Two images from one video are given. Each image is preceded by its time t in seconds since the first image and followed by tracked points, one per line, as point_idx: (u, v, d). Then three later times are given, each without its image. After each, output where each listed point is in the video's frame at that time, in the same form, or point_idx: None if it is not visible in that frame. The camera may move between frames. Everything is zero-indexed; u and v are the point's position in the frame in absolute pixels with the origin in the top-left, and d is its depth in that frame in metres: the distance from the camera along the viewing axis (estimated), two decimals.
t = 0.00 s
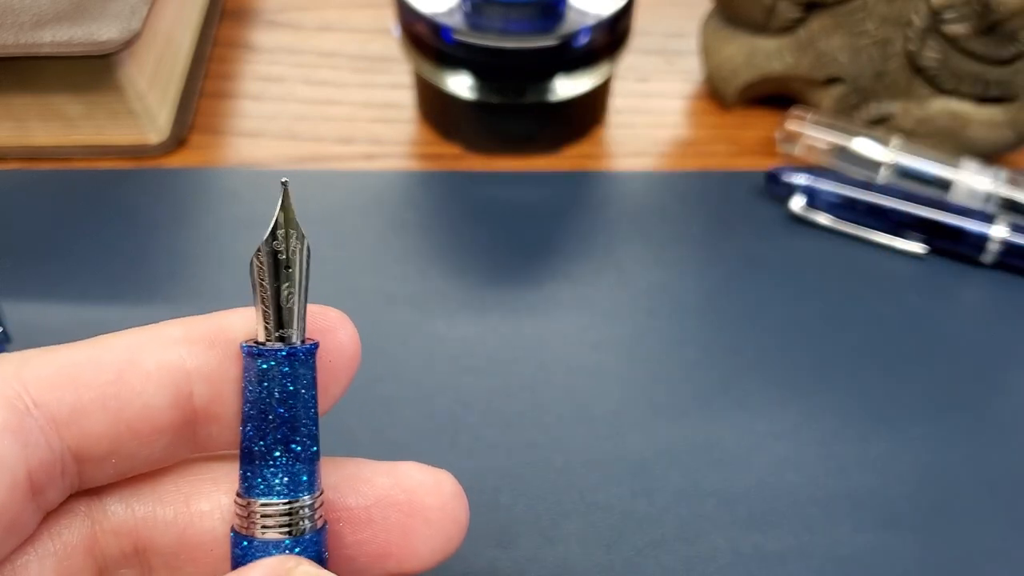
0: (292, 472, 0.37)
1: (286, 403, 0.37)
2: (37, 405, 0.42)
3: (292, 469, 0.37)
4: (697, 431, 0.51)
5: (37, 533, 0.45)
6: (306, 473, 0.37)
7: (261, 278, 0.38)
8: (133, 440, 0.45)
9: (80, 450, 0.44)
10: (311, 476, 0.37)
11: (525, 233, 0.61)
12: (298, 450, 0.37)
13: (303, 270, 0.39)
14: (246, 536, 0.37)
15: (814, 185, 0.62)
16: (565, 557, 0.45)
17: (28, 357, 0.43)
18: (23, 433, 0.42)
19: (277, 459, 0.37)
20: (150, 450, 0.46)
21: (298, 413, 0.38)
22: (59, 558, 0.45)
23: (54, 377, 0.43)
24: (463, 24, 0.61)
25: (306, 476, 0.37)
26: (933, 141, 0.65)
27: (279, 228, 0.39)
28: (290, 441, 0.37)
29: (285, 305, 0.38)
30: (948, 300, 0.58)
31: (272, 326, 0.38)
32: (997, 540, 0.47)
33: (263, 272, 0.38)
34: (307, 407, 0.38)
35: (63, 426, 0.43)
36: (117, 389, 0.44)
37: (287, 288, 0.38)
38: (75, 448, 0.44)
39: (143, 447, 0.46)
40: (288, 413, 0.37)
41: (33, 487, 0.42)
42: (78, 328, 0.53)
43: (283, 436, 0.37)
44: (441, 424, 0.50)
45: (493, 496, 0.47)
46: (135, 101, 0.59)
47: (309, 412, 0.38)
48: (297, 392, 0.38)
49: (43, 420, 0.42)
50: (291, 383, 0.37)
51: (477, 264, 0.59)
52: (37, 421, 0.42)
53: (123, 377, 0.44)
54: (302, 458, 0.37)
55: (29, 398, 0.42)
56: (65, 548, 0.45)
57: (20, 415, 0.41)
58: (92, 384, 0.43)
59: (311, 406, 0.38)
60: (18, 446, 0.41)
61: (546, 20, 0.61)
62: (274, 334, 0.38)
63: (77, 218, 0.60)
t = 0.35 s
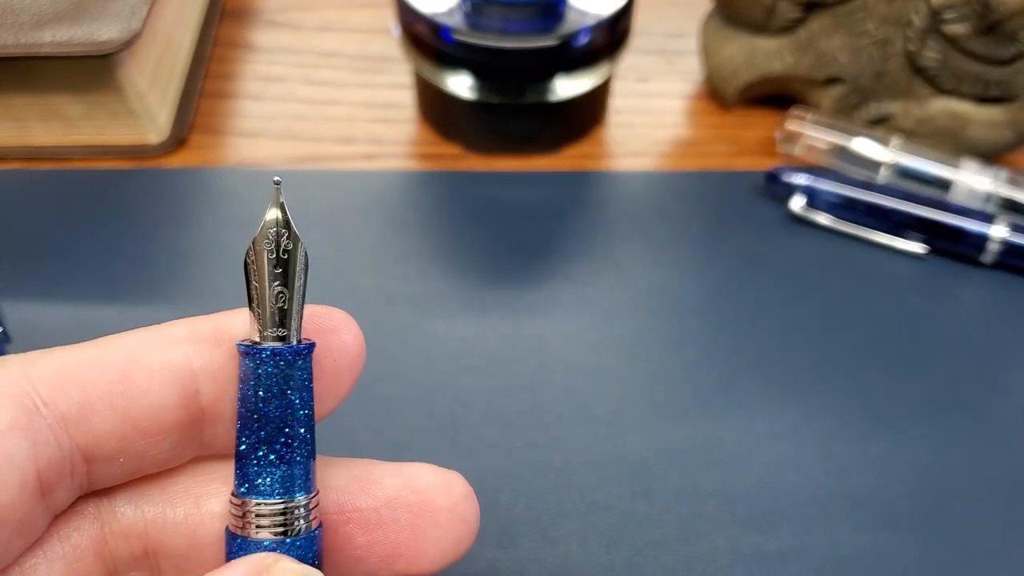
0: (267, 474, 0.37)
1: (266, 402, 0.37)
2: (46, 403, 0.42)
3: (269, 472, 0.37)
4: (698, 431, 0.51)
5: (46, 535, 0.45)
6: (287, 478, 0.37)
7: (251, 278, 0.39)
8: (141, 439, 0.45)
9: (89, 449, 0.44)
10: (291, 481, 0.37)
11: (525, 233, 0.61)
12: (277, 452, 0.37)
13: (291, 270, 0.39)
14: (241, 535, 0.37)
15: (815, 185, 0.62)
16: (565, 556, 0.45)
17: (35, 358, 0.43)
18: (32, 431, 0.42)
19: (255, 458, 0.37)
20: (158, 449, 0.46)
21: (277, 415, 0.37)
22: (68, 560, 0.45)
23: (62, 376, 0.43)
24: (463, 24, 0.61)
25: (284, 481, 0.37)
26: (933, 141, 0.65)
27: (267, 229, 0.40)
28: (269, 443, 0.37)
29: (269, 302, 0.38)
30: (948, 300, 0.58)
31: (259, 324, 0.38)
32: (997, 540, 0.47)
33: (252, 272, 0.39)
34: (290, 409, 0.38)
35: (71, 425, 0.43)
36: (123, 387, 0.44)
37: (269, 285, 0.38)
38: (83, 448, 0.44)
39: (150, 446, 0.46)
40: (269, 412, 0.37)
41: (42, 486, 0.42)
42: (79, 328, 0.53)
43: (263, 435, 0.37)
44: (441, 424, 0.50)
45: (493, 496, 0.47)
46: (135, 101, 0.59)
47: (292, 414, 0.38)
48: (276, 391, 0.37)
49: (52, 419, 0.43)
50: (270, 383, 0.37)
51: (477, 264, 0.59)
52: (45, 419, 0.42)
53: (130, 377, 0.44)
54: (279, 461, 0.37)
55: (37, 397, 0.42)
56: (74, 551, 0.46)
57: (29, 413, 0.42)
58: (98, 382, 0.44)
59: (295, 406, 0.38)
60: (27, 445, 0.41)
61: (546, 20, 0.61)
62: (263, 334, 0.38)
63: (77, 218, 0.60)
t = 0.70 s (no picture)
0: (257, 476, 0.37)
1: (256, 402, 0.38)
2: (53, 401, 0.42)
3: (260, 473, 0.37)
4: (698, 431, 0.51)
5: (52, 534, 0.45)
6: (277, 480, 0.37)
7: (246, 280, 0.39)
8: (145, 438, 0.46)
9: (93, 447, 0.44)
10: (281, 483, 0.37)
11: (525, 233, 0.61)
12: (266, 454, 0.37)
13: (285, 270, 0.39)
14: (236, 535, 0.37)
15: (814, 185, 0.62)
16: (565, 557, 0.45)
17: (41, 356, 0.43)
18: (39, 429, 0.42)
19: (247, 460, 0.37)
20: (162, 449, 0.47)
21: (266, 416, 0.37)
22: (74, 560, 0.45)
23: (69, 375, 0.43)
24: (463, 24, 0.61)
25: (273, 483, 0.37)
26: (933, 141, 0.65)
27: (260, 233, 0.40)
28: (259, 444, 0.37)
29: (265, 304, 0.38)
30: (948, 300, 0.58)
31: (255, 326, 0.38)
32: (997, 540, 0.47)
33: (247, 276, 0.39)
34: (279, 411, 0.38)
35: (77, 423, 0.43)
36: (129, 386, 0.45)
37: (264, 286, 0.39)
38: (88, 445, 0.44)
39: (154, 446, 0.46)
40: (259, 413, 0.37)
41: (48, 484, 0.42)
42: (79, 328, 0.53)
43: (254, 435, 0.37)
44: (441, 424, 0.50)
45: (493, 496, 0.47)
46: (135, 101, 0.59)
47: (282, 417, 0.38)
48: (264, 392, 0.37)
49: (60, 417, 0.43)
50: (260, 384, 0.37)
51: (477, 263, 0.59)
52: (53, 417, 0.42)
53: (134, 376, 0.45)
54: (269, 463, 0.37)
55: (44, 395, 0.42)
56: (81, 551, 0.46)
57: (37, 410, 0.42)
58: (104, 381, 0.44)
59: (284, 407, 0.38)
60: (35, 442, 0.41)
61: (546, 21, 0.61)
62: (259, 336, 0.38)
63: (77, 218, 0.60)
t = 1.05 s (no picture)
0: (248, 470, 0.37)
1: (245, 397, 0.38)
2: (49, 394, 0.43)
3: (251, 467, 0.37)
4: (698, 431, 0.51)
5: (50, 529, 0.45)
6: (269, 473, 0.37)
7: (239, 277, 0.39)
8: (141, 432, 0.46)
9: (90, 440, 0.44)
10: (272, 476, 0.37)
11: (525, 233, 0.61)
12: (257, 448, 0.37)
13: (276, 267, 0.40)
14: (228, 530, 0.37)
15: (814, 185, 0.62)
16: (565, 557, 0.45)
17: (37, 352, 0.44)
18: (36, 421, 0.42)
19: (237, 454, 0.37)
20: (158, 444, 0.47)
21: (255, 410, 0.38)
22: (72, 553, 0.45)
23: (64, 368, 0.44)
24: (463, 24, 0.61)
25: (264, 477, 0.37)
26: (933, 141, 0.65)
27: (252, 231, 0.40)
28: (249, 438, 0.37)
29: (255, 300, 0.39)
30: (948, 300, 0.58)
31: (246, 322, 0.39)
32: (997, 541, 0.47)
33: (238, 273, 0.40)
34: (269, 406, 0.38)
35: (74, 416, 0.44)
36: (124, 380, 0.45)
37: (255, 283, 0.39)
38: (84, 439, 0.44)
39: (151, 441, 0.47)
40: (248, 408, 0.38)
41: (46, 476, 0.42)
42: (79, 328, 0.53)
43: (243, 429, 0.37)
44: (441, 425, 0.50)
45: (493, 496, 0.47)
46: (135, 102, 0.59)
47: (271, 411, 0.38)
48: (253, 387, 0.38)
49: (56, 410, 0.43)
50: (250, 378, 0.38)
51: (477, 264, 0.59)
52: (49, 409, 0.43)
53: (130, 372, 0.45)
54: (259, 457, 0.37)
55: (42, 387, 0.42)
56: (78, 544, 0.45)
57: (33, 403, 0.42)
58: (100, 375, 0.44)
59: (273, 402, 0.38)
60: (33, 434, 0.42)
61: (546, 21, 0.61)
62: (250, 332, 0.38)
63: (77, 218, 0.60)
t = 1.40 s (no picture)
0: (269, 489, 0.37)
1: (270, 417, 0.38)
2: (80, 411, 0.43)
3: (272, 487, 0.37)
4: (697, 431, 0.51)
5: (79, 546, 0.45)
6: (292, 494, 0.37)
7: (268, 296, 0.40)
8: (170, 451, 0.46)
9: (119, 458, 0.45)
10: (295, 496, 0.37)
11: (525, 233, 0.61)
12: (277, 468, 0.37)
13: (304, 287, 0.40)
14: (251, 549, 0.37)
15: (815, 185, 0.62)
16: (565, 557, 0.45)
17: (69, 369, 0.44)
18: (67, 438, 0.42)
19: (260, 474, 0.37)
20: (186, 463, 0.47)
21: (278, 430, 0.38)
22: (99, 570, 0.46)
23: (95, 386, 0.44)
24: (463, 24, 0.61)
25: (284, 497, 0.37)
26: (933, 141, 0.65)
27: (281, 248, 0.41)
28: (271, 458, 0.38)
29: (283, 320, 0.39)
30: (948, 300, 0.58)
31: (274, 342, 0.39)
32: (997, 540, 0.47)
33: (268, 291, 0.40)
34: (292, 427, 0.38)
35: (103, 433, 0.44)
36: (154, 399, 0.45)
37: (283, 303, 0.39)
38: (114, 456, 0.44)
39: (179, 460, 0.47)
40: (272, 428, 0.38)
41: (75, 494, 0.43)
42: (80, 328, 0.53)
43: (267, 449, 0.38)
44: (442, 425, 0.50)
45: (493, 496, 0.47)
46: (135, 101, 0.59)
47: (294, 432, 0.38)
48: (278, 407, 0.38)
49: (86, 427, 0.43)
50: (274, 398, 0.38)
51: (477, 263, 0.59)
52: (80, 427, 0.43)
53: (160, 390, 0.45)
54: (280, 477, 0.37)
55: (74, 405, 0.43)
56: (106, 561, 0.46)
57: (65, 420, 0.42)
58: (130, 393, 0.45)
59: (297, 423, 0.38)
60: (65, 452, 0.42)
61: (546, 21, 0.61)
62: (278, 351, 0.39)
63: (78, 218, 0.60)
